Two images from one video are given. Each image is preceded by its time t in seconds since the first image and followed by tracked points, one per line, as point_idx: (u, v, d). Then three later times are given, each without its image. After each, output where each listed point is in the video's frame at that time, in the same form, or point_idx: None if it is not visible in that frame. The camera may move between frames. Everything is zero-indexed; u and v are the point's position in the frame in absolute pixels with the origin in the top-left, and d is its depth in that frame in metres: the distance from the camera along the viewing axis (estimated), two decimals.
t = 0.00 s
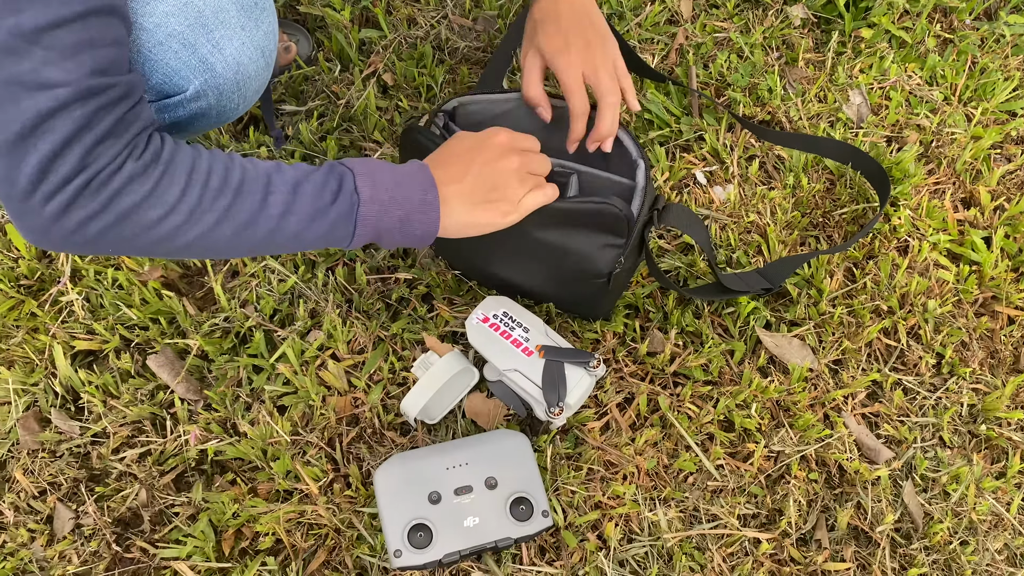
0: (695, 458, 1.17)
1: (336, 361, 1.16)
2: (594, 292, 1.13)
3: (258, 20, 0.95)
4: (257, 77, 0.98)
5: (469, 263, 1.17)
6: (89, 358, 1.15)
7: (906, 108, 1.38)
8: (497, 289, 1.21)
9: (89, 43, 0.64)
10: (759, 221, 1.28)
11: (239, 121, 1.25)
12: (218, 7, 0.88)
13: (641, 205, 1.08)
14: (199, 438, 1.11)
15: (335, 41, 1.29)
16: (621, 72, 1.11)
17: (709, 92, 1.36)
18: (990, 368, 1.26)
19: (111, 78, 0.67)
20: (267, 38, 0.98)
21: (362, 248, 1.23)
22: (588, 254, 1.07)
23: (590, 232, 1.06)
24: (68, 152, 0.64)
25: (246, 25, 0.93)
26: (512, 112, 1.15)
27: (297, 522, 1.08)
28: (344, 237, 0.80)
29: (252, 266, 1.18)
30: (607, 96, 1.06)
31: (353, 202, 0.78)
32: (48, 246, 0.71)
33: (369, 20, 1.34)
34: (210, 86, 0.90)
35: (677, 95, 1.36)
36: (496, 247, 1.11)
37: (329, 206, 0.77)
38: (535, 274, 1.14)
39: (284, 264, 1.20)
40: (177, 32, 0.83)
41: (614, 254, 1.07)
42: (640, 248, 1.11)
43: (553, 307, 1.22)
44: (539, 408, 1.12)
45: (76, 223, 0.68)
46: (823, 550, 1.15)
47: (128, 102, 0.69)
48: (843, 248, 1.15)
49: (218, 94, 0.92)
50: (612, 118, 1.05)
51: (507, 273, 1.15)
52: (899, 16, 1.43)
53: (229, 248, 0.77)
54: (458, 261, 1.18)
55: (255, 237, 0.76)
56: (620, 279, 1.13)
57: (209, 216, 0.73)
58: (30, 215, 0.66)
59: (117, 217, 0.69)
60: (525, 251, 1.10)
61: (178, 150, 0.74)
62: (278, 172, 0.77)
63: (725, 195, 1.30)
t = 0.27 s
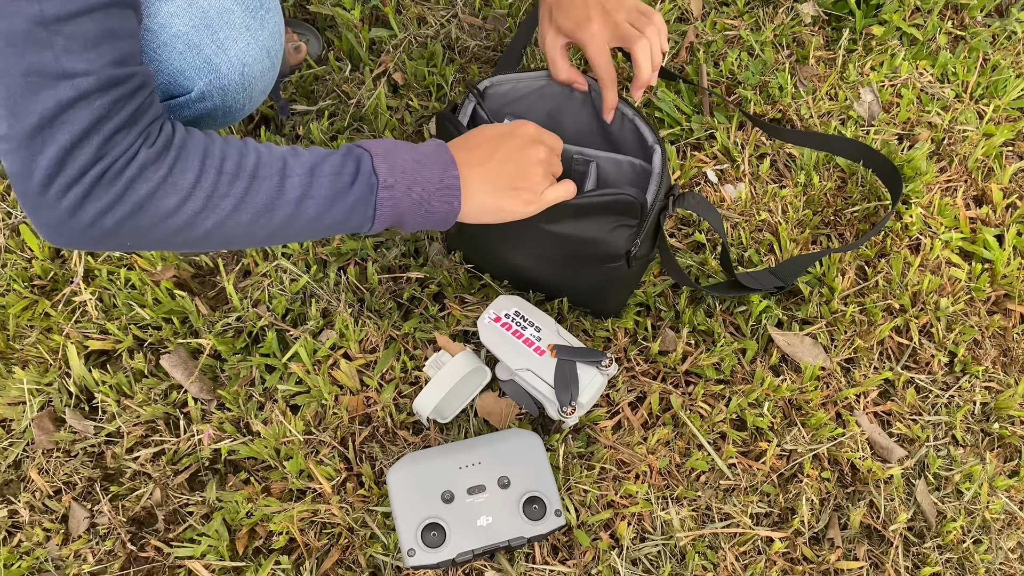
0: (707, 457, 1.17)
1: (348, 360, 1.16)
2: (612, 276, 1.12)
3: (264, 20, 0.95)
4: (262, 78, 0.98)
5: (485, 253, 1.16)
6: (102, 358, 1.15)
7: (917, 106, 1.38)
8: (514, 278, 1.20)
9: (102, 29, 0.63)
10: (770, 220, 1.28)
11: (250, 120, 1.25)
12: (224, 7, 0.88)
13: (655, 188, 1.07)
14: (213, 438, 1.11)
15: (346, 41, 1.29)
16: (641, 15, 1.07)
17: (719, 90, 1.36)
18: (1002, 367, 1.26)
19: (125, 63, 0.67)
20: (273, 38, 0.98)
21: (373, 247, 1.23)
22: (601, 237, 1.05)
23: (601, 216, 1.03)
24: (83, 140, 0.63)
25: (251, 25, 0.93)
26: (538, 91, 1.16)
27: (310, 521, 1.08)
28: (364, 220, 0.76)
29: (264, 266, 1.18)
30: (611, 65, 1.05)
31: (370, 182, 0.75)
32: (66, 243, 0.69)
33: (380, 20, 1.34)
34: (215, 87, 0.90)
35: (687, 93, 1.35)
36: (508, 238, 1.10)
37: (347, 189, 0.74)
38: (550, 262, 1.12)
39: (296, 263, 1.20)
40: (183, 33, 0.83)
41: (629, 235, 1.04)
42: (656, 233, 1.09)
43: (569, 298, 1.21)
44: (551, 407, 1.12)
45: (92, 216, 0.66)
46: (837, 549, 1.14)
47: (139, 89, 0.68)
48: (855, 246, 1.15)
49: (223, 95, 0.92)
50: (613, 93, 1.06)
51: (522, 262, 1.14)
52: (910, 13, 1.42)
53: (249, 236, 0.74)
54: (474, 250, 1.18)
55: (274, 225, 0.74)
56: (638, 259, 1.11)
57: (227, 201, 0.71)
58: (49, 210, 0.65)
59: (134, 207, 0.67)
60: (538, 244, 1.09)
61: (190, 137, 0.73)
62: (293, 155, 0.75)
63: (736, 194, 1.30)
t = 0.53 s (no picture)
0: (714, 464, 1.18)
1: (356, 370, 1.17)
2: (610, 284, 1.13)
3: (258, 41, 0.97)
4: (258, 97, 1.00)
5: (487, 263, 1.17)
6: (113, 369, 1.16)
7: (920, 112, 1.39)
8: (516, 288, 1.21)
9: (93, 52, 0.65)
10: (775, 227, 1.28)
11: (257, 132, 1.26)
12: (217, 29, 0.89)
13: (651, 196, 1.06)
14: (223, 448, 1.12)
15: (352, 52, 1.30)
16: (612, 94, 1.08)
17: (723, 98, 1.37)
18: (1008, 372, 1.26)
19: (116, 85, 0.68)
20: (267, 59, 1.00)
21: (380, 257, 1.24)
22: (596, 245, 1.06)
23: (595, 223, 1.04)
24: (67, 158, 0.63)
25: (245, 46, 0.94)
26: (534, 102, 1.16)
27: (320, 530, 1.09)
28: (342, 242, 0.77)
29: (272, 277, 1.19)
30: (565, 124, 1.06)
31: (350, 204, 0.75)
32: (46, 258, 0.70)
33: (385, 31, 1.35)
34: (210, 108, 0.91)
35: (691, 101, 1.36)
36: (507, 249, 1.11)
37: (327, 211, 0.75)
38: (549, 273, 1.14)
39: (304, 274, 1.21)
40: (178, 55, 0.85)
41: (624, 241, 1.06)
42: (655, 239, 1.10)
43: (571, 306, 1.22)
44: (558, 415, 1.13)
45: (73, 232, 0.67)
46: (843, 555, 1.15)
47: (127, 110, 0.69)
48: (859, 253, 1.15)
49: (218, 115, 0.93)
50: (556, 147, 1.10)
51: (522, 272, 1.15)
52: (912, 20, 1.43)
53: (229, 256, 0.75)
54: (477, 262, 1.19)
55: (253, 245, 0.74)
56: (636, 266, 1.11)
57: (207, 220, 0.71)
58: (30, 225, 0.66)
59: (115, 224, 0.68)
60: (536, 250, 1.10)
61: (176, 156, 0.73)
62: (275, 177, 0.75)
63: (740, 201, 1.31)
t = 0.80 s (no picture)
0: (720, 473, 1.17)
1: (361, 382, 1.17)
2: (611, 297, 1.14)
3: (267, 59, 0.98)
4: (268, 114, 1.00)
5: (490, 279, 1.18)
6: (119, 383, 1.17)
7: (923, 119, 1.39)
8: (518, 302, 1.23)
9: (91, 79, 0.65)
10: (778, 235, 1.29)
11: (261, 145, 1.27)
12: (226, 49, 0.91)
13: (649, 209, 1.07)
14: (229, 461, 1.12)
15: (355, 65, 1.31)
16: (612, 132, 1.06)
17: (725, 107, 1.37)
18: (1013, 378, 1.26)
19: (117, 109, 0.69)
20: (276, 76, 1.01)
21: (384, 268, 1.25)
22: (595, 257, 1.09)
23: (591, 235, 1.07)
24: (60, 184, 0.64)
25: (254, 64, 0.95)
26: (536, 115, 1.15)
27: (326, 543, 1.09)
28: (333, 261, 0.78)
29: (277, 290, 1.20)
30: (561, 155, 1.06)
31: (341, 225, 0.76)
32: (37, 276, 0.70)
33: (388, 44, 1.35)
34: (221, 126, 0.91)
35: (693, 111, 1.37)
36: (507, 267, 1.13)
37: (318, 232, 0.75)
38: (549, 289, 1.15)
39: (309, 286, 1.21)
40: (187, 74, 0.86)
41: (619, 252, 1.08)
42: (655, 251, 1.11)
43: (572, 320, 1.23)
44: (564, 426, 1.13)
45: (64, 253, 0.68)
46: (851, 564, 1.14)
47: (124, 135, 0.69)
48: (862, 261, 1.15)
49: (229, 133, 0.93)
50: (551, 178, 1.07)
51: (522, 288, 1.17)
52: (913, 27, 1.43)
53: (219, 275, 0.76)
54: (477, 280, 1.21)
55: (243, 266, 0.75)
56: (636, 279, 1.13)
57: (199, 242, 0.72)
58: (21, 246, 0.66)
59: (108, 246, 0.68)
60: (537, 264, 1.11)
61: (169, 178, 0.74)
62: (268, 199, 0.76)
63: (743, 210, 1.31)
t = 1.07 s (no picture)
0: (725, 479, 1.17)
1: (365, 391, 1.18)
2: (618, 289, 1.13)
3: (261, 75, 0.99)
4: (263, 130, 1.01)
5: (498, 274, 1.17)
6: (125, 394, 1.17)
7: (924, 123, 1.39)
8: (525, 300, 1.21)
9: (87, 100, 0.66)
10: (780, 241, 1.29)
11: (265, 156, 1.28)
12: (220, 66, 0.92)
13: (658, 204, 1.08)
14: (235, 471, 1.12)
15: (358, 76, 1.32)
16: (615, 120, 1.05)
17: (726, 113, 1.38)
18: (1018, 381, 1.26)
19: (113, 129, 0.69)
20: (272, 91, 1.02)
21: (388, 277, 1.25)
22: (603, 243, 1.06)
23: (601, 224, 1.05)
24: (59, 205, 0.65)
25: (249, 81, 0.96)
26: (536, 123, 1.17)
27: (332, 552, 1.09)
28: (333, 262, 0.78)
29: (282, 300, 1.21)
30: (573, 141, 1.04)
31: (339, 227, 0.77)
32: (42, 295, 0.71)
33: (390, 54, 1.36)
34: (216, 143, 0.92)
35: (694, 118, 1.37)
36: (514, 254, 1.11)
37: (316, 235, 0.76)
38: (556, 279, 1.13)
39: (313, 296, 1.22)
40: (182, 92, 0.87)
41: (628, 243, 1.07)
42: (662, 248, 1.12)
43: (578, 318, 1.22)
44: (568, 433, 1.13)
45: (67, 272, 0.68)
46: (857, 569, 1.14)
47: (120, 153, 0.70)
48: (865, 265, 1.15)
49: (224, 149, 0.94)
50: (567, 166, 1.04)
51: (530, 279, 1.15)
52: (913, 32, 1.43)
53: (221, 283, 0.76)
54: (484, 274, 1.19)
55: (243, 273, 0.76)
56: (643, 273, 1.13)
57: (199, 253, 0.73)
58: (25, 267, 0.67)
59: (109, 263, 0.69)
60: (546, 258, 1.10)
61: (165, 191, 0.74)
62: (265, 205, 0.76)
63: (745, 215, 1.31)
